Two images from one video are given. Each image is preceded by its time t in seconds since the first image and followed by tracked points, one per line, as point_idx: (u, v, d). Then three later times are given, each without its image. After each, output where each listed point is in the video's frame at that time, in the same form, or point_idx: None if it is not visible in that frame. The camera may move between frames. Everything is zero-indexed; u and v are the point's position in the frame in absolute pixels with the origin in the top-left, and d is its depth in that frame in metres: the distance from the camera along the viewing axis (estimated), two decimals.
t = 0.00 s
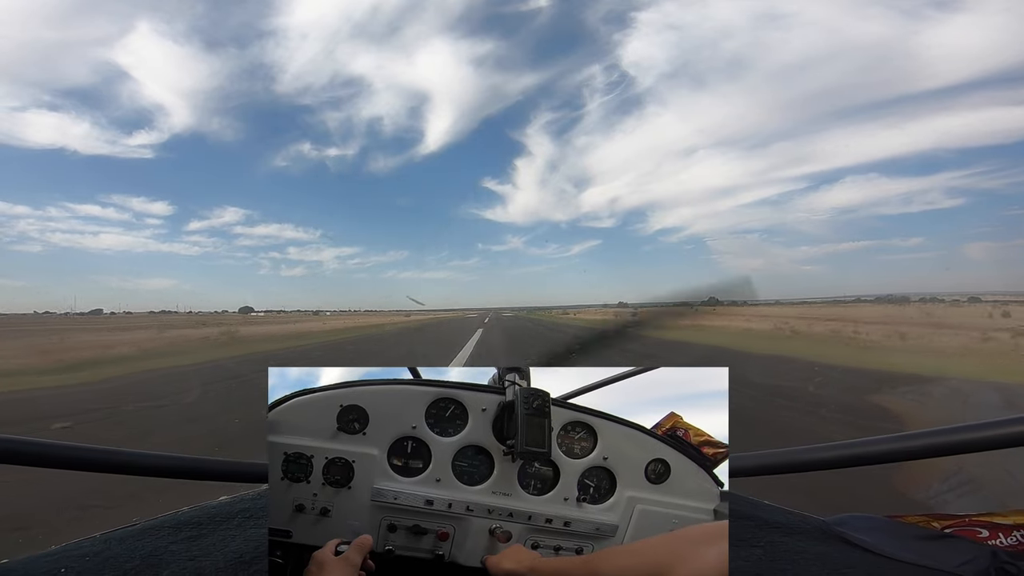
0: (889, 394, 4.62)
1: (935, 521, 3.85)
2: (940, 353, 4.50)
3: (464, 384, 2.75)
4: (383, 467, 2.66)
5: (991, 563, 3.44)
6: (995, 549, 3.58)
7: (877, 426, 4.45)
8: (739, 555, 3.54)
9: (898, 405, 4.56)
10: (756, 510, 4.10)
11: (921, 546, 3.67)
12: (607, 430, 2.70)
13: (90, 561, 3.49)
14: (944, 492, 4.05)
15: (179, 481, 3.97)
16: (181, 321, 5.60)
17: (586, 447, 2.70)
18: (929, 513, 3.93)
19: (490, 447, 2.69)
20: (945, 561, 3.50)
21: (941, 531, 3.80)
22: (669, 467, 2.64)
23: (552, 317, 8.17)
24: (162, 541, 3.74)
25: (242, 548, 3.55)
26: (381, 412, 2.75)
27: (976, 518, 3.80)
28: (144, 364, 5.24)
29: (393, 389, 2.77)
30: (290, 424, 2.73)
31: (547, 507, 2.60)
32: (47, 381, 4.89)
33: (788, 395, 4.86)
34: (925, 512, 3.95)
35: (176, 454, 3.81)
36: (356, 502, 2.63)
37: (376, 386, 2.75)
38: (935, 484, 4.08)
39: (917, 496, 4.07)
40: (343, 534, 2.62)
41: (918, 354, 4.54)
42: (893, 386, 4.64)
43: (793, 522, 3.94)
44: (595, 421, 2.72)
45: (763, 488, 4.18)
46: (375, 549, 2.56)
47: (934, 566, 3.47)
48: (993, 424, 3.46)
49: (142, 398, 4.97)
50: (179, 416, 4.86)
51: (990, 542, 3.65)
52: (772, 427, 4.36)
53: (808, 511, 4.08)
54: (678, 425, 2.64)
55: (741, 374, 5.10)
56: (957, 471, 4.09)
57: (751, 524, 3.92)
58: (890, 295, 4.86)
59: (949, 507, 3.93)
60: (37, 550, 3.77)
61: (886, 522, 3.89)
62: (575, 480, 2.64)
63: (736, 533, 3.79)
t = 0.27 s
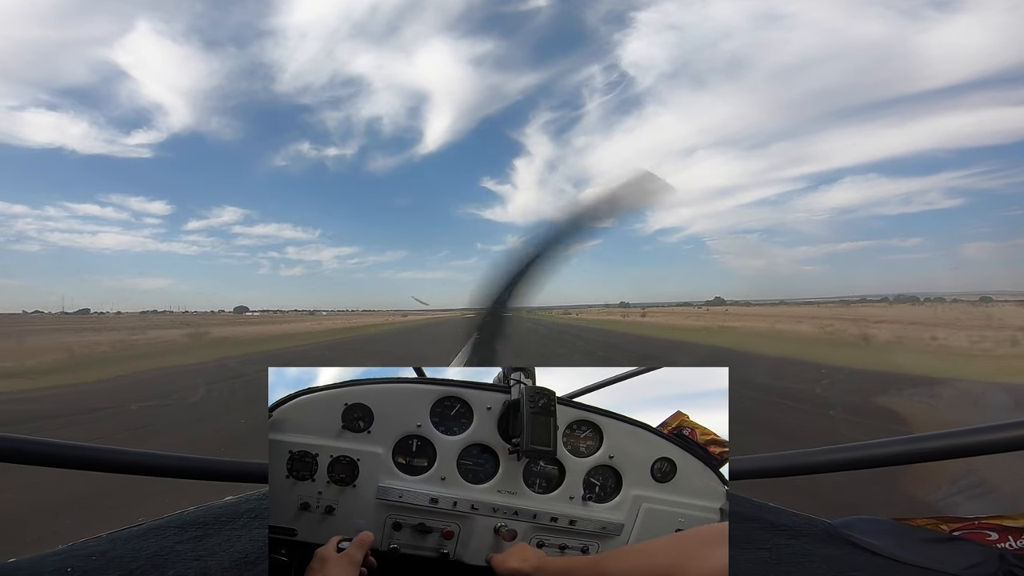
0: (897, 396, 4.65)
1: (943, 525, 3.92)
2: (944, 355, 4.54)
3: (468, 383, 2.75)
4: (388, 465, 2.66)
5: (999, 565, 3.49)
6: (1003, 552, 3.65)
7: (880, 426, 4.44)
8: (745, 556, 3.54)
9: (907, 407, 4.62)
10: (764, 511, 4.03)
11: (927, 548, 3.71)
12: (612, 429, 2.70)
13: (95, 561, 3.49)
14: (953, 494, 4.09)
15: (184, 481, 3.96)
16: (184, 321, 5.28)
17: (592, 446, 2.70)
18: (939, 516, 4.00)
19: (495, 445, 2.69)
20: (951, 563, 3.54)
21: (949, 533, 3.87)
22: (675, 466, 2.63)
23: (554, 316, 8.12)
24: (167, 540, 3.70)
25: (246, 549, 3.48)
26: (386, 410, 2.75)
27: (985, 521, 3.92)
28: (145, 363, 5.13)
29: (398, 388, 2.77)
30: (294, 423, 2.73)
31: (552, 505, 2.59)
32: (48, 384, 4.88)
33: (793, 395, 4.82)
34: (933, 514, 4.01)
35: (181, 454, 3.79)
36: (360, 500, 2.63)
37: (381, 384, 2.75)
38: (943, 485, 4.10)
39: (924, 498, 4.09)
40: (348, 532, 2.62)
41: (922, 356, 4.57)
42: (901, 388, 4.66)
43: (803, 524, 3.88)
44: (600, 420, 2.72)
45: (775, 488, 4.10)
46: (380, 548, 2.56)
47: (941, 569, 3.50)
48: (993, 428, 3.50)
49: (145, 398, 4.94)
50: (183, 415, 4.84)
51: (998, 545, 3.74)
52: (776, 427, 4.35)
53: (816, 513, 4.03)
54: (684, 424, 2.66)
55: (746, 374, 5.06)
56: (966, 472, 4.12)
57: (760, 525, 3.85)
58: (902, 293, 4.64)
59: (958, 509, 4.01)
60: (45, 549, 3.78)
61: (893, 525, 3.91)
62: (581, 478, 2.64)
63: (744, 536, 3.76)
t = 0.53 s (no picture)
0: (901, 396, 4.57)
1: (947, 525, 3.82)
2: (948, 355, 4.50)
3: (469, 383, 2.74)
4: (388, 466, 2.66)
5: (1004, 565, 3.39)
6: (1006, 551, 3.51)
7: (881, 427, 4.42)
8: (750, 557, 3.53)
9: (913, 406, 4.47)
10: (766, 511, 4.08)
11: (931, 547, 3.65)
12: (613, 429, 2.70)
13: (98, 560, 3.47)
14: (958, 494, 4.13)
15: (185, 482, 3.94)
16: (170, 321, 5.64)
17: (592, 446, 2.70)
18: (943, 516, 3.93)
19: (496, 446, 2.68)
20: (954, 563, 3.47)
21: (954, 533, 3.77)
22: (676, 466, 2.63)
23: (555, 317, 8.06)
24: (171, 540, 3.70)
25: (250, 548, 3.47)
26: (386, 411, 2.74)
27: (991, 521, 3.77)
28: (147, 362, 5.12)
29: (398, 388, 2.76)
30: (294, 424, 2.71)
31: (553, 506, 2.59)
32: (45, 382, 4.78)
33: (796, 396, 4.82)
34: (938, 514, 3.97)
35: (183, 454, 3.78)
36: (360, 501, 2.62)
37: (381, 384, 2.74)
38: (947, 485, 4.17)
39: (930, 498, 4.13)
40: (348, 533, 2.61)
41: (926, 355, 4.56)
42: (906, 388, 4.58)
43: (805, 523, 3.92)
44: (601, 421, 2.72)
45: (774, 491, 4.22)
46: (379, 549, 2.55)
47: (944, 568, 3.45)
48: (992, 429, 3.49)
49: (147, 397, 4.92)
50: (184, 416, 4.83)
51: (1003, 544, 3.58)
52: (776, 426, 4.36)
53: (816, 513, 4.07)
54: (686, 424, 2.61)
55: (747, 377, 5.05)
56: (970, 473, 4.24)
57: (761, 527, 3.89)
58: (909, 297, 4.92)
59: (963, 508, 4.02)
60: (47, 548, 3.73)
61: (896, 524, 3.89)
62: (582, 478, 2.64)
63: (745, 536, 3.79)
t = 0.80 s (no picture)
0: (902, 400, 4.61)
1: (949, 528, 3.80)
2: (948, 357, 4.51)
3: (469, 383, 2.73)
4: (387, 466, 2.65)
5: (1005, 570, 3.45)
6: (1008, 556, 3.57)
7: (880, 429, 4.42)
8: (749, 560, 3.55)
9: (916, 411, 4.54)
10: (765, 515, 4.08)
11: (931, 552, 3.67)
12: (613, 430, 2.70)
13: (96, 561, 3.45)
14: (959, 497, 4.06)
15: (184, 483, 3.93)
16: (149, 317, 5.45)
17: (592, 447, 2.69)
18: (943, 519, 3.91)
19: (496, 446, 2.68)
20: (953, 567, 3.52)
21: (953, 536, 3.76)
22: (676, 467, 2.63)
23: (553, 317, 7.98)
24: (169, 541, 3.67)
25: (248, 550, 3.45)
26: (386, 411, 2.73)
27: (991, 524, 3.76)
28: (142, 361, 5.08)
29: (398, 388, 2.75)
30: (294, 424, 2.71)
31: (553, 507, 2.59)
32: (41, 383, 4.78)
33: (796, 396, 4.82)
34: (940, 518, 3.91)
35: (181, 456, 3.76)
36: (360, 501, 2.62)
37: (381, 384, 2.74)
38: (948, 489, 4.10)
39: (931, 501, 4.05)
40: (347, 534, 2.61)
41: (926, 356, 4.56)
42: (908, 392, 4.61)
43: (802, 527, 3.93)
44: (601, 421, 2.71)
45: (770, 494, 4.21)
46: (379, 549, 2.55)
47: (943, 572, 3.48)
48: (990, 433, 3.51)
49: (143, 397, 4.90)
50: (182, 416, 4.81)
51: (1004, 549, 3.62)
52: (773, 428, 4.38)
53: (813, 515, 4.09)
54: (688, 425, 2.61)
55: (746, 377, 5.01)
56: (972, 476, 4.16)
57: (760, 530, 3.89)
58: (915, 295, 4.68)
59: (964, 512, 3.94)
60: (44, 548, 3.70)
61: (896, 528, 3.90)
62: (582, 479, 2.63)
63: (744, 540, 3.79)
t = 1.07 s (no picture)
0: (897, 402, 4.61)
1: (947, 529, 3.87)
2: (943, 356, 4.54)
3: (462, 385, 2.74)
4: (382, 468, 2.65)
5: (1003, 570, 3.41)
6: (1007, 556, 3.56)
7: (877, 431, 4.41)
8: (749, 561, 3.55)
9: (913, 411, 4.49)
10: (765, 517, 4.06)
11: (930, 553, 3.67)
12: (605, 431, 2.70)
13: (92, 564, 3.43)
14: (957, 497, 4.18)
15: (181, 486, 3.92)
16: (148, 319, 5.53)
17: (585, 448, 2.70)
18: (944, 521, 4.00)
19: (490, 448, 2.69)
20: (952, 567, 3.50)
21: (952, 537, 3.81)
22: (669, 468, 2.65)
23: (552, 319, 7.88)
24: (165, 545, 3.66)
25: (245, 554, 3.44)
26: (380, 413, 2.74)
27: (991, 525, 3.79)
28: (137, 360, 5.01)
29: (392, 390, 2.75)
30: (289, 426, 2.72)
31: (547, 508, 2.60)
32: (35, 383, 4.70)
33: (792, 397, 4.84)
34: (940, 520, 4.00)
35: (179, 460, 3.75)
36: (354, 503, 2.61)
37: (375, 386, 2.74)
38: (947, 489, 4.22)
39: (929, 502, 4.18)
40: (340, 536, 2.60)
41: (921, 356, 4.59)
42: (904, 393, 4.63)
43: (803, 529, 3.91)
44: (593, 422, 2.72)
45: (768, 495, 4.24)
46: (374, 551, 2.54)
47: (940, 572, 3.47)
48: (989, 433, 3.50)
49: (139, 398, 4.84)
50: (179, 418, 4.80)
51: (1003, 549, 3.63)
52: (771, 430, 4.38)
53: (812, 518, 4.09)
54: (681, 425, 2.62)
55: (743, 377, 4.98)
56: (969, 477, 4.28)
57: (759, 531, 3.89)
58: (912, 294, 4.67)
59: (963, 512, 4.07)
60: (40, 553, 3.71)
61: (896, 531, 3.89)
62: (575, 480, 2.64)
63: (744, 541, 3.79)
